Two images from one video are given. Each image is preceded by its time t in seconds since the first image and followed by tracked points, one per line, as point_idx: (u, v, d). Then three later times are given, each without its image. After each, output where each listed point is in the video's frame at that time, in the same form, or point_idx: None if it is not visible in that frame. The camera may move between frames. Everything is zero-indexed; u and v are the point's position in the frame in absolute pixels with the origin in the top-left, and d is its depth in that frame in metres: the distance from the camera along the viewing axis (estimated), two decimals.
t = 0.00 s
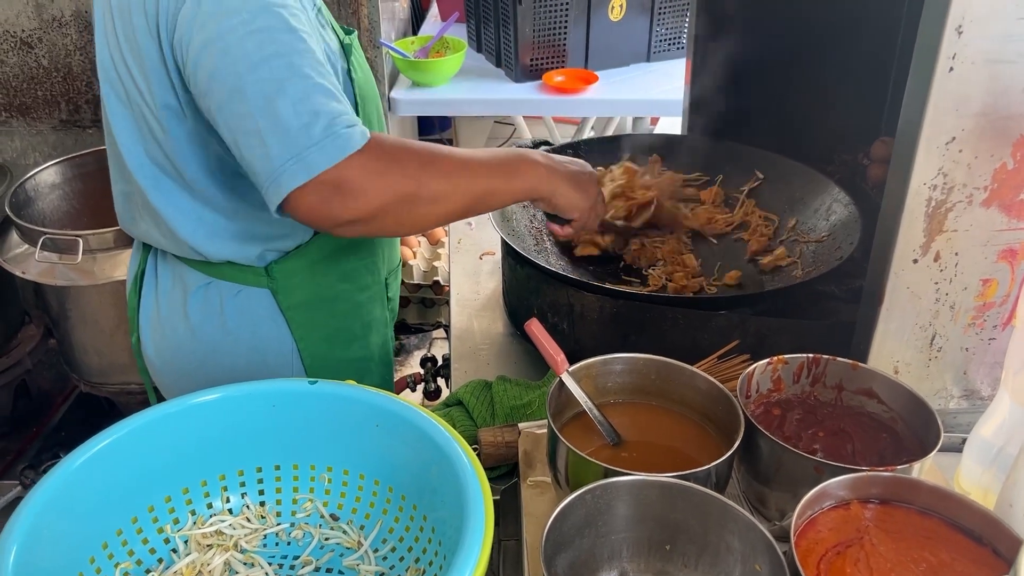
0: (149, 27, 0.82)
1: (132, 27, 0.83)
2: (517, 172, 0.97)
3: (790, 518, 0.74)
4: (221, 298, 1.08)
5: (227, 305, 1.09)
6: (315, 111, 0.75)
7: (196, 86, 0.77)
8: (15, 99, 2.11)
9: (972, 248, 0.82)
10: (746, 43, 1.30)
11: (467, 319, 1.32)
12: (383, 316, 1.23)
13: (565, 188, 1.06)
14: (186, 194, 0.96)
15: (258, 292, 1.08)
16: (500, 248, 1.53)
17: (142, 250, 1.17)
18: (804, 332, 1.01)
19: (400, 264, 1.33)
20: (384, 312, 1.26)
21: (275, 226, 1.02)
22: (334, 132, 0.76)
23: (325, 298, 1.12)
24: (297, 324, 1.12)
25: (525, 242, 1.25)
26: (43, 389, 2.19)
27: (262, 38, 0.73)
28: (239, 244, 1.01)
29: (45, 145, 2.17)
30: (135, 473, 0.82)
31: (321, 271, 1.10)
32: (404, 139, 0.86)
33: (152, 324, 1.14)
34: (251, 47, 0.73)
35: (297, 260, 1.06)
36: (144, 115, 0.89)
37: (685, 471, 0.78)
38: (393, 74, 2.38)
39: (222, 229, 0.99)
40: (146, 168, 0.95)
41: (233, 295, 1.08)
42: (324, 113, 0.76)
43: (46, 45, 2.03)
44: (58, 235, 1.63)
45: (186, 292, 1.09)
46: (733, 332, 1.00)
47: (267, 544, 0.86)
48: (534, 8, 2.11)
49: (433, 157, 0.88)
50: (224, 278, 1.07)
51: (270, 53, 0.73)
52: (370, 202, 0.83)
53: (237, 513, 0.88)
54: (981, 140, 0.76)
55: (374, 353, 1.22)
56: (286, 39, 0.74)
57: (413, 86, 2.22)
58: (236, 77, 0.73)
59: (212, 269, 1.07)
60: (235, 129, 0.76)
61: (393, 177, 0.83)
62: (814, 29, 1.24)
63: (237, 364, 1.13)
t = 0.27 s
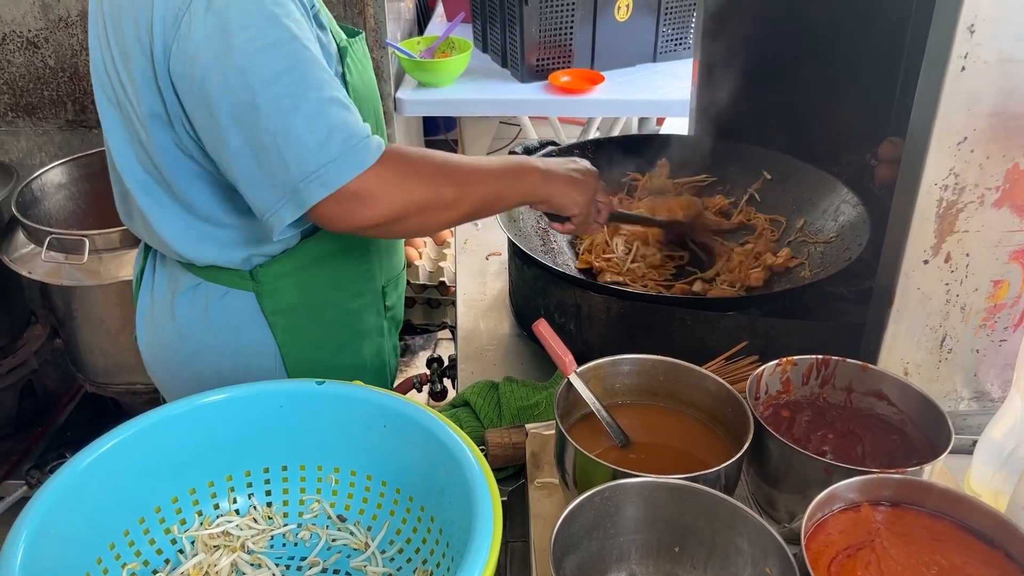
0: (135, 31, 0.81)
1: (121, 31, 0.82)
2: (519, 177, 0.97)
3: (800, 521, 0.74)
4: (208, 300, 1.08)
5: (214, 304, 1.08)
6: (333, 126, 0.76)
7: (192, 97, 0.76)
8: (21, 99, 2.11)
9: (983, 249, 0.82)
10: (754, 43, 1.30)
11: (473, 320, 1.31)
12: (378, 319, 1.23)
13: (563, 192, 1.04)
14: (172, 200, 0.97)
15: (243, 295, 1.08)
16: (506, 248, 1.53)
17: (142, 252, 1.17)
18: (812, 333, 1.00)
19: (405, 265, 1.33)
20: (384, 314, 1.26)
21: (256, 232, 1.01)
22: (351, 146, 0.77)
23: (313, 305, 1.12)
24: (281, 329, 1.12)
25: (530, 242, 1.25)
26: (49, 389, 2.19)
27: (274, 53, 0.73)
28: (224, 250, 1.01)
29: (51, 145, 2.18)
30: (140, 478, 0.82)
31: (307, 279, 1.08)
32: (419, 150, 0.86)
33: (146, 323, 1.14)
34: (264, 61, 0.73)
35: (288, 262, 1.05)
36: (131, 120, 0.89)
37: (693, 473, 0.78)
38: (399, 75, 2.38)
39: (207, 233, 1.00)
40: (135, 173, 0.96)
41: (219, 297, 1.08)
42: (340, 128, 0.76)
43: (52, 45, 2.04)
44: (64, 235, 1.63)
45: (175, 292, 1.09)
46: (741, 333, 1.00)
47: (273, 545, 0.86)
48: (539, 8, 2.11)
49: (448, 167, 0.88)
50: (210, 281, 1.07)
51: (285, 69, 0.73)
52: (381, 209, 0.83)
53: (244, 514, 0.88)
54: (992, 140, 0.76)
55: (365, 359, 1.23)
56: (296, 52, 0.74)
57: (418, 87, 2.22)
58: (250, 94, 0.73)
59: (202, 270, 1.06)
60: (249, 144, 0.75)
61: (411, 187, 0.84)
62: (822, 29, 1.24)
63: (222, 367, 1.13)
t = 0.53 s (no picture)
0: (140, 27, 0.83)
1: (124, 27, 0.84)
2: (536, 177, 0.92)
3: (803, 522, 0.74)
4: (222, 301, 1.08)
5: (228, 304, 1.09)
6: (304, 108, 0.74)
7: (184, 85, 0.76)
8: (27, 101, 2.12)
9: (986, 250, 0.82)
10: (757, 45, 1.30)
11: (477, 321, 1.32)
12: (389, 315, 1.23)
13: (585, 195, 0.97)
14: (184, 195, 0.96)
15: (260, 294, 1.08)
16: (510, 249, 1.53)
17: (148, 254, 1.17)
18: (816, 334, 1.00)
19: (406, 267, 1.33)
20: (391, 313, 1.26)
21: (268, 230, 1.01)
22: (322, 128, 0.75)
23: (326, 303, 1.12)
24: (297, 327, 1.12)
25: (534, 245, 1.26)
26: (54, 389, 2.20)
27: (252, 36, 0.73)
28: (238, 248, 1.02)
29: (56, 147, 2.19)
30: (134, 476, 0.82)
31: (321, 276, 1.09)
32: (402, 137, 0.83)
33: (155, 328, 1.14)
34: (239, 42, 0.72)
35: (302, 261, 1.06)
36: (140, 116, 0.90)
37: (697, 473, 0.78)
38: (403, 77, 2.38)
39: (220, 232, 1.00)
40: (146, 170, 0.94)
41: (234, 296, 1.08)
42: (311, 109, 0.74)
43: (57, 47, 2.05)
44: (69, 236, 1.64)
45: (186, 293, 1.09)
46: (744, 335, 1.00)
47: (278, 546, 0.87)
48: (543, 10, 2.11)
49: (434, 156, 0.84)
50: (225, 281, 1.07)
51: (259, 50, 0.73)
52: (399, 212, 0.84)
53: (248, 514, 0.88)
54: (996, 142, 0.76)
55: (377, 356, 1.22)
56: (271, 33, 0.73)
57: (422, 88, 2.22)
58: (226, 75, 0.73)
59: (212, 270, 1.07)
60: (223, 127, 0.75)
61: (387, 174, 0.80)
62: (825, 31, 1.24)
63: (236, 367, 1.14)
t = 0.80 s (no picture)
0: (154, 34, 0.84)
1: (136, 33, 0.86)
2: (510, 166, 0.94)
3: (802, 521, 0.75)
4: (221, 303, 1.09)
5: (227, 307, 1.10)
6: (314, 108, 0.75)
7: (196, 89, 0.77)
8: (31, 104, 2.13)
9: (984, 251, 0.82)
10: (757, 47, 1.31)
11: (478, 322, 1.32)
12: (389, 319, 1.23)
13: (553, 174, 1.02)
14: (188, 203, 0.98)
15: (257, 297, 1.09)
16: (511, 251, 1.53)
17: (152, 255, 1.18)
18: (816, 335, 1.01)
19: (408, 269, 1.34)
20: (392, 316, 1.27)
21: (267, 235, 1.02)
22: (331, 128, 0.75)
23: (326, 305, 1.13)
24: (296, 329, 1.12)
25: (537, 244, 1.26)
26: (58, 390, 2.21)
27: (265, 40, 0.74)
28: (238, 252, 1.02)
29: (61, 149, 2.20)
30: (143, 476, 0.83)
31: (320, 279, 1.10)
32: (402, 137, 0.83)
33: (156, 329, 1.15)
34: (252, 46, 0.73)
35: (301, 264, 1.07)
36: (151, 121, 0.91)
37: (696, 473, 0.78)
38: (405, 79, 2.39)
39: (221, 237, 1.01)
40: (150, 177, 0.96)
41: (232, 299, 1.09)
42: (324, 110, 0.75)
43: (62, 50, 2.06)
44: (73, 237, 1.65)
45: (187, 295, 1.10)
46: (744, 336, 1.00)
47: (281, 545, 0.87)
48: (545, 12, 2.12)
49: (430, 154, 0.85)
50: (224, 283, 1.08)
51: (272, 52, 0.74)
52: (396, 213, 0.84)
53: (251, 513, 0.89)
54: (993, 143, 0.77)
55: (376, 360, 1.22)
56: (284, 38, 0.74)
57: (424, 90, 2.23)
58: (238, 76, 0.74)
59: (213, 273, 1.07)
60: (235, 127, 0.75)
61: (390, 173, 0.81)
62: (825, 33, 1.24)
63: (236, 369, 1.14)
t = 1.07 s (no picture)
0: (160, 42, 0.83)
1: (141, 38, 0.85)
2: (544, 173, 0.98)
3: (804, 519, 0.75)
4: (225, 304, 1.09)
5: (231, 307, 1.10)
6: (350, 126, 0.78)
7: (213, 100, 0.78)
8: (35, 106, 2.14)
9: (986, 250, 0.83)
10: (759, 48, 1.31)
11: (481, 323, 1.33)
12: (392, 318, 1.24)
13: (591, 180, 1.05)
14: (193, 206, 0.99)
15: (261, 297, 1.09)
16: (514, 251, 1.54)
17: (154, 257, 1.19)
18: (817, 334, 1.01)
19: (411, 270, 1.34)
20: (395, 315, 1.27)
21: (271, 236, 1.03)
22: (371, 146, 0.80)
23: (330, 306, 1.13)
24: (300, 330, 1.13)
25: (540, 245, 1.27)
26: (62, 392, 2.21)
27: (296, 58, 0.76)
28: (240, 252, 1.02)
29: (64, 151, 2.21)
30: (152, 477, 0.84)
31: (325, 280, 1.10)
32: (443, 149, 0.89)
33: (162, 330, 1.16)
34: (282, 64, 0.75)
35: (304, 265, 1.07)
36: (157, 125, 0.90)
37: (698, 472, 0.78)
38: (407, 81, 2.40)
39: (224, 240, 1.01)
40: (153, 177, 0.97)
41: (237, 299, 1.09)
42: (359, 127, 0.79)
43: (65, 52, 2.07)
44: (77, 238, 1.66)
45: (192, 296, 1.10)
46: (747, 335, 1.01)
47: (285, 543, 0.88)
48: (547, 14, 2.12)
49: (449, 158, 0.89)
50: (229, 284, 1.08)
51: (304, 71, 0.76)
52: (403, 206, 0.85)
53: (255, 512, 0.89)
54: (995, 143, 0.77)
55: (380, 359, 1.23)
56: (316, 56, 0.77)
57: (427, 92, 2.24)
58: (271, 96, 0.76)
59: (220, 274, 1.08)
60: (272, 145, 0.78)
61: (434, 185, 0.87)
62: (826, 34, 1.25)
63: (242, 369, 1.15)
